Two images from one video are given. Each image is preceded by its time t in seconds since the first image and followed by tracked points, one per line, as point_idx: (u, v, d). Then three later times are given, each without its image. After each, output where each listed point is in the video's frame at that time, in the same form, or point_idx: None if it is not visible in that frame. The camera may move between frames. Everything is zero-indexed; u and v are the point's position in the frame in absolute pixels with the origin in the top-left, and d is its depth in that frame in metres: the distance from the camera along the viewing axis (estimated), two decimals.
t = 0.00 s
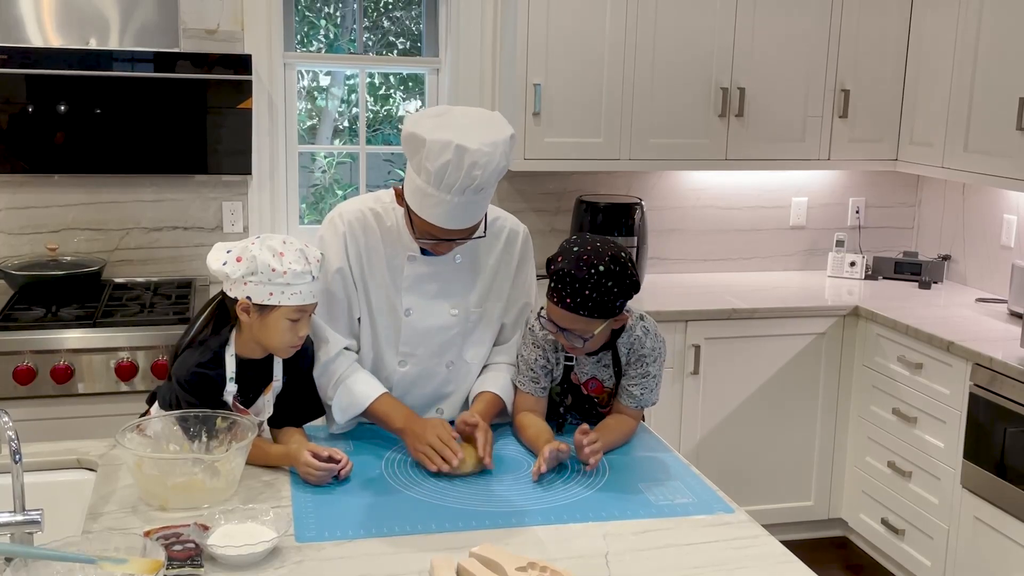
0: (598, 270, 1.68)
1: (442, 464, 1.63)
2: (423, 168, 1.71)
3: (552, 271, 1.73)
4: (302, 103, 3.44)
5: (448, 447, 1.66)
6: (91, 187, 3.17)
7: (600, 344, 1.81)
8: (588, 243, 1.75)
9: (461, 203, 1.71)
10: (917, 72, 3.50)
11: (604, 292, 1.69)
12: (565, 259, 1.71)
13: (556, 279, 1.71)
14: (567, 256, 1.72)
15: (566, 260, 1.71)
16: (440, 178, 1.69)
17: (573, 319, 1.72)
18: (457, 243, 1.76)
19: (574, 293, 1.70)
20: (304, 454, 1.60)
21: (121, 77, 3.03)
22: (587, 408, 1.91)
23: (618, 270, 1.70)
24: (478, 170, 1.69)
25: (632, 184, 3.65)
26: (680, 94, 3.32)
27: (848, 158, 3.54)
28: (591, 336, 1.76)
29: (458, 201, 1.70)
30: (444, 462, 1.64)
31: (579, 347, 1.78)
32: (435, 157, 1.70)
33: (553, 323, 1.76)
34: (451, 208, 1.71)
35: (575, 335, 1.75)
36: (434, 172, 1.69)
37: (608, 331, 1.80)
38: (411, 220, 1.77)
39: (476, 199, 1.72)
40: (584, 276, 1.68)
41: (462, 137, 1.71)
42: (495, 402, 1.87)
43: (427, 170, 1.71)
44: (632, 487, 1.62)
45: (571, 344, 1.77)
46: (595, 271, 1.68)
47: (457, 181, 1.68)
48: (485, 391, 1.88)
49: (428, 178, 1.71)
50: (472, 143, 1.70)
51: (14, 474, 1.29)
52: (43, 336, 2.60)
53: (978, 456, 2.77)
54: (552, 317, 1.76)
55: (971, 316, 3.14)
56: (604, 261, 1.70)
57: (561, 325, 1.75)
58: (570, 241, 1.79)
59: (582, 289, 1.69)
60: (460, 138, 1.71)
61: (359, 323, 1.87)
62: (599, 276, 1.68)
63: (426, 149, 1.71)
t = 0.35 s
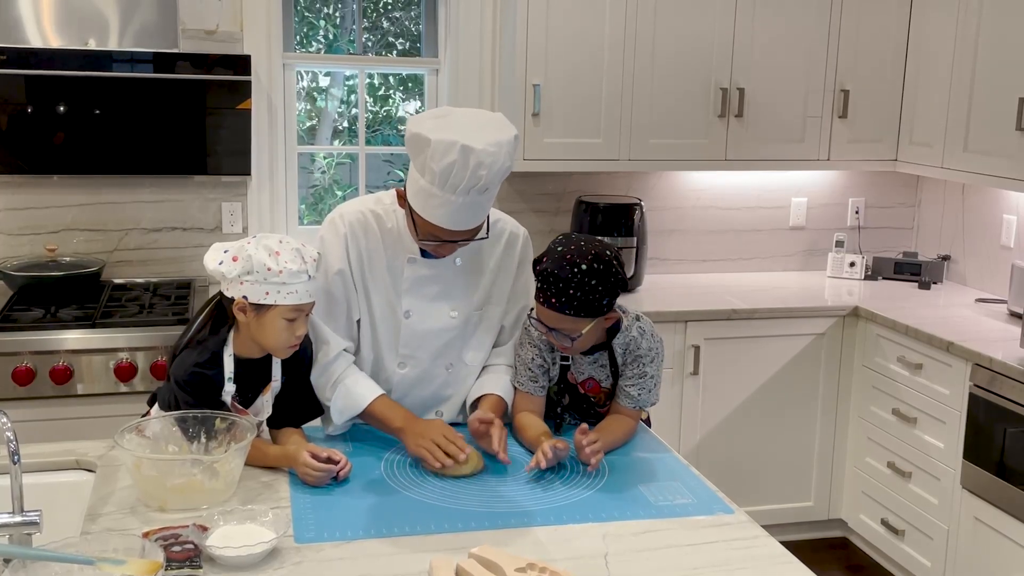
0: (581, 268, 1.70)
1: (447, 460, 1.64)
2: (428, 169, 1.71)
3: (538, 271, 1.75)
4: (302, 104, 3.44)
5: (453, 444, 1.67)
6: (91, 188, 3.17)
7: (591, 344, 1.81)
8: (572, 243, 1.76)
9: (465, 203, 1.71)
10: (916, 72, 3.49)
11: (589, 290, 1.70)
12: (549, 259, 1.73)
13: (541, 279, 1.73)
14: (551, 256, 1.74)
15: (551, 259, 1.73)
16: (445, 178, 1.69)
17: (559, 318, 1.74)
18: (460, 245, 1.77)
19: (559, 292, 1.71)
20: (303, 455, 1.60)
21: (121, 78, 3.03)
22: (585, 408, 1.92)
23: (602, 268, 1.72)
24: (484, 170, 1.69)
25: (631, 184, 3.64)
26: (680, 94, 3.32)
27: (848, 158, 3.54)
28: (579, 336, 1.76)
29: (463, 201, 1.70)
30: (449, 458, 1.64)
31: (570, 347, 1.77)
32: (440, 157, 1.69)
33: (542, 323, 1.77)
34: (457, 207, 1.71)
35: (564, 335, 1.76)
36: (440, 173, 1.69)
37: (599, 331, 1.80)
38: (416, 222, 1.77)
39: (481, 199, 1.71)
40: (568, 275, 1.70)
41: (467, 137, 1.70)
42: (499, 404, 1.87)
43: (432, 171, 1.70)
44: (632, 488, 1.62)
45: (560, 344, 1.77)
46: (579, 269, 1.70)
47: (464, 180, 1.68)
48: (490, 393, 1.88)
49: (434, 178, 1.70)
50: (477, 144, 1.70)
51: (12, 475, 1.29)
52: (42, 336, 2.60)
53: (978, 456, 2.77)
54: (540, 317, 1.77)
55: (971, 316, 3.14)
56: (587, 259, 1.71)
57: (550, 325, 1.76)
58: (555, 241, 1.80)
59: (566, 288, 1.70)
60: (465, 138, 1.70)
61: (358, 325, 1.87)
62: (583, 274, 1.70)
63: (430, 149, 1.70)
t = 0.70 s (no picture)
0: (566, 261, 1.72)
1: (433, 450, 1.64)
2: (435, 171, 1.71)
3: (524, 268, 1.77)
4: (302, 105, 3.44)
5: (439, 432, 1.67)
6: (91, 189, 3.17)
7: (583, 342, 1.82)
8: (557, 237, 1.78)
9: (472, 205, 1.71)
10: (916, 72, 3.49)
11: (575, 282, 1.72)
12: (535, 253, 1.76)
13: (528, 275, 1.75)
14: (536, 251, 1.76)
15: (536, 254, 1.75)
16: (452, 181, 1.69)
17: (550, 313, 1.75)
18: (464, 246, 1.78)
19: (546, 286, 1.73)
20: (304, 455, 1.59)
21: (120, 79, 3.03)
22: (583, 407, 1.92)
23: (588, 259, 1.73)
24: (491, 172, 1.69)
25: (631, 185, 3.64)
26: (680, 94, 3.32)
27: (847, 158, 3.54)
28: (570, 330, 1.77)
29: (469, 203, 1.70)
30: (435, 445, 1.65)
31: (562, 343, 1.78)
32: (447, 160, 1.69)
33: (534, 320, 1.79)
34: (462, 210, 1.71)
35: (555, 330, 1.77)
36: (446, 175, 1.69)
37: (591, 325, 1.81)
38: (420, 222, 1.77)
39: (487, 201, 1.71)
40: (554, 268, 1.72)
41: (473, 140, 1.70)
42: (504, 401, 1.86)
43: (438, 173, 1.70)
44: (632, 488, 1.62)
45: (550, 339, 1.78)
46: (564, 262, 1.72)
47: (470, 183, 1.68)
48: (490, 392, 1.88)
49: (440, 180, 1.70)
50: (484, 146, 1.69)
51: (12, 476, 1.29)
52: (41, 337, 2.60)
53: (978, 457, 2.77)
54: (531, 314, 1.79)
55: (971, 316, 3.14)
56: (572, 251, 1.73)
57: (540, 321, 1.77)
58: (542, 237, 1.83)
59: (553, 281, 1.72)
60: (471, 140, 1.70)
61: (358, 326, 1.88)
62: (568, 266, 1.72)
63: (437, 151, 1.70)
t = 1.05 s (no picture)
0: (545, 253, 1.73)
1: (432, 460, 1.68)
2: (427, 182, 1.71)
3: (505, 266, 1.78)
4: (302, 106, 3.44)
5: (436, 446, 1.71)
6: (91, 190, 3.17)
7: (570, 335, 1.82)
8: (536, 232, 1.80)
9: (465, 216, 1.72)
10: (916, 73, 3.49)
11: (555, 275, 1.73)
12: (514, 250, 1.77)
13: (510, 272, 1.76)
14: (516, 246, 1.77)
15: (515, 250, 1.76)
16: (445, 192, 1.69)
17: (535, 308, 1.76)
18: (460, 253, 1.78)
19: (527, 282, 1.74)
20: (304, 456, 1.60)
21: (121, 80, 3.03)
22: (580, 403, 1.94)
23: (567, 251, 1.74)
24: (484, 185, 1.69)
25: (631, 186, 3.65)
26: (680, 96, 3.32)
27: (847, 160, 3.54)
28: (556, 323, 1.77)
29: (461, 214, 1.71)
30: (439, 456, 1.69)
31: (549, 337, 1.78)
32: (440, 171, 1.69)
33: (519, 318, 1.80)
34: (455, 220, 1.72)
35: (540, 325, 1.77)
36: (439, 186, 1.69)
37: (575, 318, 1.82)
38: (415, 230, 1.79)
39: (479, 212, 1.72)
40: (533, 262, 1.73)
41: (467, 151, 1.70)
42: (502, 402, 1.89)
43: (431, 184, 1.70)
44: (631, 489, 1.62)
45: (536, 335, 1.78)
46: (541, 255, 1.73)
47: (462, 195, 1.68)
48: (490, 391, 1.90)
49: (433, 191, 1.70)
50: (477, 158, 1.69)
51: (12, 477, 1.29)
52: (42, 337, 2.60)
53: (978, 458, 2.77)
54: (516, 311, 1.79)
55: (971, 317, 3.14)
56: (550, 244, 1.74)
57: (526, 318, 1.78)
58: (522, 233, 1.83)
59: (534, 276, 1.73)
60: (465, 152, 1.69)
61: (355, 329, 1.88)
62: (547, 259, 1.73)
63: (430, 162, 1.70)
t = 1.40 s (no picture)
0: (535, 255, 1.73)
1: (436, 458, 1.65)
2: (423, 185, 1.71)
3: (496, 271, 1.78)
4: (302, 107, 3.44)
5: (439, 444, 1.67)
6: (92, 192, 3.17)
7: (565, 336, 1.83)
8: (523, 235, 1.80)
9: (461, 219, 1.72)
10: (916, 74, 3.49)
11: (546, 276, 1.73)
12: (504, 254, 1.77)
13: (501, 276, 1.76)
14: (506, 251, 1.78)
15: (505, 254, 1.76)
16: (440, 195, 1.69)
17: (529, 311, 1.76)
18: (456, 256, 1.78)
19: (520, 285, 1.74)
20: (303, 458, 1.60)
21: (121, 81, 3.03)
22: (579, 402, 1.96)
23: (557, 253, 1.75)
24: (479, 188, 1.69)
25: (631, 188, 3.65)
26: (680, 98, 3.32)
27: (847, 161, 3.54)
28: (551, 325, 1.78)
29: (457, 217, 1.71)
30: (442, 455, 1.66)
31: (545, 339, 1.79)
32: (435, 174, 1.69)
33: (514, 322, 1.80)
34: (450, 223, 1.72)
35: (536, 328, 1.78)
36: (434, 190, 1.69)
37: (570, 317, 1.84)
38: (410, 233, 1.79)
39: (475, 215, 1.72)
40: (525, 264, 1.73)
41: (462, 155, 1.70)
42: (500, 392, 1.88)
43: (427, 187, 1.70)
44: (631, 491, 1.62)
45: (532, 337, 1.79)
46: (532, 257, 1.73)
47: (458, 198, 1.68)
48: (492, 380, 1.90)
49: (428, 194, 1.70)
50: (472, 161, 1.69)
51: (12, 478, 1.29)
52: (42, 339, 2.60)
53: (978, 459, 2.77)
54: (511, 315, 1.79)
55: (970, 319, 3.14)
56: (540, 246, 1.75)
57: (522, 321, 1.78)
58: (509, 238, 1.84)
59: (526, 279, 1.73)
60: (460, 155, 1.70)
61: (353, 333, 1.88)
62: (537, 261, 1.73)
63: (425, 165, 1.70)
